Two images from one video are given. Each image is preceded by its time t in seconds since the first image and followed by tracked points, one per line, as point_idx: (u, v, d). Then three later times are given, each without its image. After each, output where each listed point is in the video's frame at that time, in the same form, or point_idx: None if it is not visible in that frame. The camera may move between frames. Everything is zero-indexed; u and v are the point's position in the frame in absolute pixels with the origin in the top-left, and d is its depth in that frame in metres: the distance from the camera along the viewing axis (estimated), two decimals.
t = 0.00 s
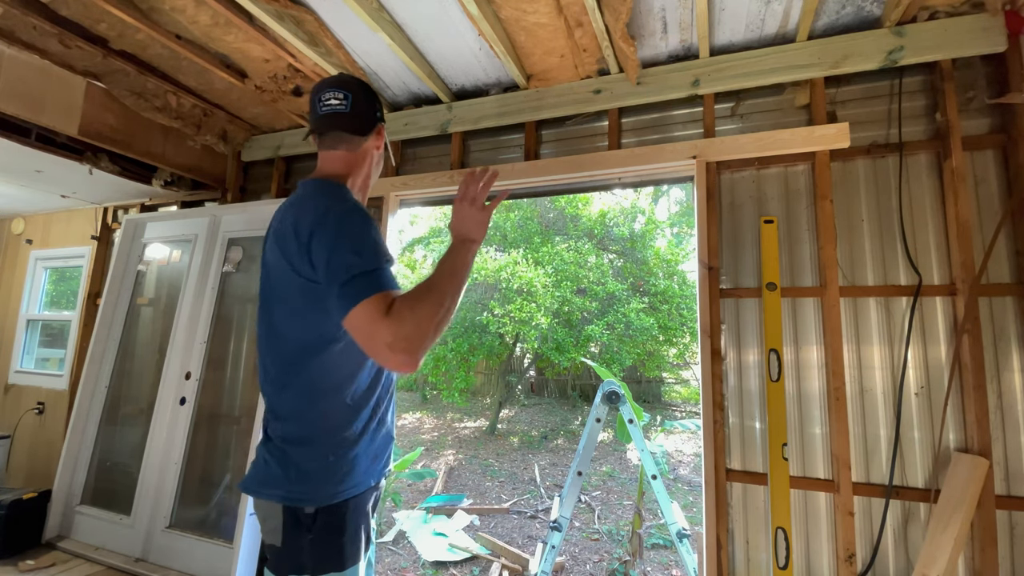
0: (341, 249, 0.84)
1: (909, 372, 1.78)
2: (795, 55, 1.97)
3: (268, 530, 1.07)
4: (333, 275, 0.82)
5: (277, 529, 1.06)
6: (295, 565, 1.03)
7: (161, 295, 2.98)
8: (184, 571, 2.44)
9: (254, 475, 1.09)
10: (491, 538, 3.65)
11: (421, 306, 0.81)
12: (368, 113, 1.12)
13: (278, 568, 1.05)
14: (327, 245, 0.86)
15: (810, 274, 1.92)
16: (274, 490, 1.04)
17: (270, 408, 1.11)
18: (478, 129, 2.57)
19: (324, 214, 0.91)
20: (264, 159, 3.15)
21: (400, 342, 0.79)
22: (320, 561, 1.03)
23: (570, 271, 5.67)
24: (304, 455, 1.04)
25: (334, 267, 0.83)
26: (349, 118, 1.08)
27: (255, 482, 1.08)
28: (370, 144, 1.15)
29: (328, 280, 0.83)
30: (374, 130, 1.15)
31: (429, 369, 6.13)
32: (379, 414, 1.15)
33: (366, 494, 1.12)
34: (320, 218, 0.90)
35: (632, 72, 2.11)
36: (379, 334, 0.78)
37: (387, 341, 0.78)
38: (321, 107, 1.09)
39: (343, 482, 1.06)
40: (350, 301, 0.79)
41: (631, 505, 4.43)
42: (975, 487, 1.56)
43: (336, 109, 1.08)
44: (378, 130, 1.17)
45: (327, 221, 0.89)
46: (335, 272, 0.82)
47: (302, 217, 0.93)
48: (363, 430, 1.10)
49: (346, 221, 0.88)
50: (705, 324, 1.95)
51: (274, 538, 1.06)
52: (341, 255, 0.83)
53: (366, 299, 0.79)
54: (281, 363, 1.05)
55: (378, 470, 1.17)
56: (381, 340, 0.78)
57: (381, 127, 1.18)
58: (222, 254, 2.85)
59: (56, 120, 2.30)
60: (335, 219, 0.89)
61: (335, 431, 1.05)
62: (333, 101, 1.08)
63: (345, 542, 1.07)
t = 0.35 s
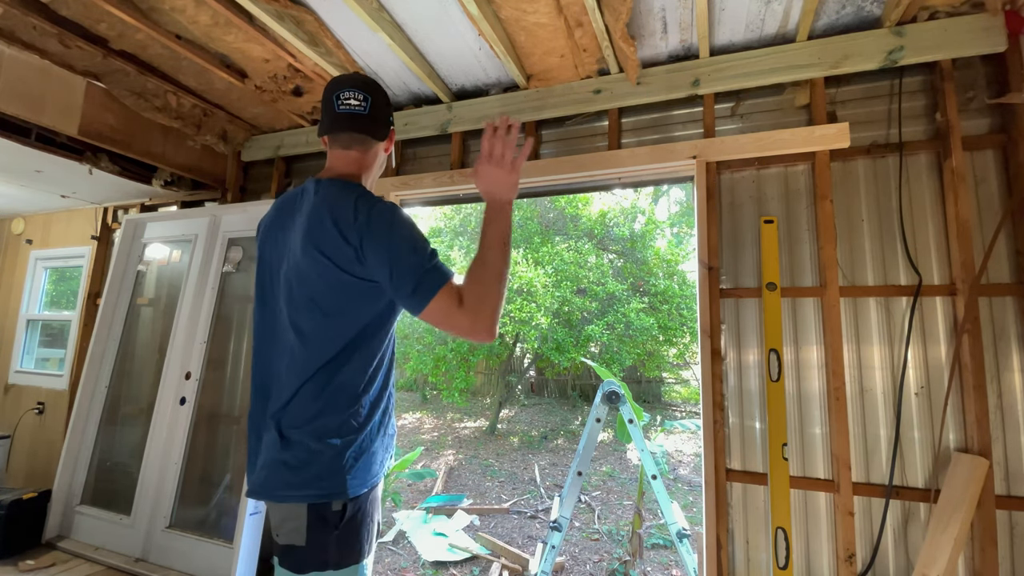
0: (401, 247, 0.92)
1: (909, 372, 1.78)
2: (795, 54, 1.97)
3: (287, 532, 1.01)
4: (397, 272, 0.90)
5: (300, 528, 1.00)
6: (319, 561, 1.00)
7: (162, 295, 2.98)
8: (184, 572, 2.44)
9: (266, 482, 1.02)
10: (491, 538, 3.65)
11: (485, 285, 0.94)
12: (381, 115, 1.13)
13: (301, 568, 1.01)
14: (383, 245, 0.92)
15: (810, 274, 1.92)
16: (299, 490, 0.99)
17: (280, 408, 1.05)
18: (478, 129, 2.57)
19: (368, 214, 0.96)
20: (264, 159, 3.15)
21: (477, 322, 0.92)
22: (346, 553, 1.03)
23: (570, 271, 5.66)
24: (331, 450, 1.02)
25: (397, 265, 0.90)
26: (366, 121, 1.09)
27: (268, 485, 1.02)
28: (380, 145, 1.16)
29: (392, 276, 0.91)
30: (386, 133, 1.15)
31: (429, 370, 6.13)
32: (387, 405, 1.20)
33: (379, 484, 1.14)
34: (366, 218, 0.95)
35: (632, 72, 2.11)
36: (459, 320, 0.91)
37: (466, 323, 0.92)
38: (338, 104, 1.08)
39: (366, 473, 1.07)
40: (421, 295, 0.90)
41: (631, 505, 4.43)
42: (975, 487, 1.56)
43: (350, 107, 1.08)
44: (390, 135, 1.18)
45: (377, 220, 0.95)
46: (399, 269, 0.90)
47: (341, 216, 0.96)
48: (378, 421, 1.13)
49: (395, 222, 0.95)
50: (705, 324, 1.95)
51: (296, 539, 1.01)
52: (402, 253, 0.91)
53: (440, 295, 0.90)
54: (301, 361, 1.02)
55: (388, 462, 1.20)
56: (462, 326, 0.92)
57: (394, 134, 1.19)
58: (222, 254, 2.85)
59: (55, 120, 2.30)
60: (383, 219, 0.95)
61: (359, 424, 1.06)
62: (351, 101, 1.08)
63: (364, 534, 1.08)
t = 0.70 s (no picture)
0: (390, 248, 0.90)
1: (909, 372, 1.78)
2: (795, 54, 1.97)
3: (282, 529, 1.01)
4: (387, 272, 0.89)
5: (296, 526, 1.00)
6: (314, 560, 1.00)
7: (162, 295, 2.98)
8: (184, 571, 2.44)
9: (263, 480, 1.03)
10: (492, 538, 3.65)
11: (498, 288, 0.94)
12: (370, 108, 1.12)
13: (296, 566, 1.01)
14: (373, 246, 0.90)
15: (810, 274, 1.92)
16: (295, 488, 0.99)
17: (280, 408, 1.06)
18: (478, 129, 2.57)
19: (359, 215, 0.95)
20: (264, 159, 3.15)
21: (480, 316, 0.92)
22: (341, 551, 1.03)
23: (570, 271, 5.66)
24: (328, 449, 1.02)
25: (387, 265, 0.89)
26: (350, 116, 1.10)
27: (264, 483, 1.02)
28: (371, 140, 1.15)
29: (381, 278, 0.89)
30: (377, 127, 1.15)
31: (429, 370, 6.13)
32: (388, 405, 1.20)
33: (376, 483, 1.14)
34: (356, 218, 0.94)
35: (632, 72, 2.11)
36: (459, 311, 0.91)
37: (471, 317, 0.91)
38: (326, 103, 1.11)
39: (362, 472, 1.07)
40: (412, 296, 0.88)
41: (631, 505, 4.43)
42: (975, 487, 1.56)
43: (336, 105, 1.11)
44: (384, 128, 1.17)
45: (367, 221, 0.94)
46: (389, 270, 0.88)
47: (332, 218, 0.96)
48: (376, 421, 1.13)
49: (385, 221, 0.94)
50: (705, 324, 1.95)
51: (291, 536, 1.01)
52: (393, 253, 0.90)
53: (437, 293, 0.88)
54: (299, 362, 1.03)
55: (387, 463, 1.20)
56: (468, 313, 0.91)
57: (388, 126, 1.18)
58: (222, 254, 2.85)
59: (55, 120, 2.30)
60: (374, 220, 0.94)
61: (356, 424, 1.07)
62: (338, 97, 1.11)
63: (359, 534, 1.08)
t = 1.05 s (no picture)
0: (342, 261, 0.89)
1: (909, 372, 1.78)
2: (795, 54, 1.97)
3: (280, 526, 1.04)
4: (332, 286, 0.88)
5: (290, 524, 1.02)
6: (307, 559, 1.01)
7: (162, 295, 2.98)
8: (184, 572, 2.44)
9: (261, 477, 1.07)
10: (491, 538, 3.66)
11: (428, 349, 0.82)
12: (319, 114, 1.24)
13: (290, 564, 1.02)
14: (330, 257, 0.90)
15: (810, 274, 1.92)
16: (288, 486, 1.02)
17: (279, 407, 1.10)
18: (478, 129, 2.57)
19: (327, 222, 0.95)
20: (264, 159, 3.15)
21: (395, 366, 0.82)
22: (335, 552, 1.03)
23: (570, 271, 5.67)
24: (319, 449, 1.03)
25: (335, 278, 0.88)
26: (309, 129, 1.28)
27: (263, 479, 1.05)
28: (331, 139, 1.22)
29: (328, 293, 0.88)
30: (329, 126, 1.22)
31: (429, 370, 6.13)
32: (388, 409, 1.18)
33: (373, 485, 1.12)
34: (323, 227, 0.94)
35: (632, 72, 2.11)
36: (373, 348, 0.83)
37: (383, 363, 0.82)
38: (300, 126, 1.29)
39: (355, 475, 1.07)
40: (347, 316, 0.85)
41: (631, 505, 4.43)
42: (974, 487, 1.56)
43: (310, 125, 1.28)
44: (335, 122, 1.21)
45: (336, 230, 0.93)
46: (336, 285, 0.87)
47: (306, 225, 0.97)
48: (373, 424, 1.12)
49: (349, 230, 0.93)
50: (705, 323, 1.95)
51: (285, 533, 1.03)
52: (344, 268, 0.88)
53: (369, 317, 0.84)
54: (291, 363, 1.07)
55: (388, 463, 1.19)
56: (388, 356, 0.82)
57: (338, 117, 1.21)
58: (222, 254, 2.85)
59: (55, 120, 2.30)
60: (339, 229, 0.93)
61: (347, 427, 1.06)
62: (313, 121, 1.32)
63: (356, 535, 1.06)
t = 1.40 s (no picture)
0: (280, 252, 0.91)
1: (909, 372, 1.78)
2: (795, 55, 1.97)
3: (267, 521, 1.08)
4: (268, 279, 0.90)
5: (273, 519, 1.06)
6: (287, 557, 1.03)
7: (161, 295, 2.98)
8: (183, 571, 2.44)
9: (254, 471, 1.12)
10: (491, 538, 3.65)
11: (318, 359, 0.78)
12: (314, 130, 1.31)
13: (274, 559, 1.05)
14: (274, 250, 0.93)
15: (810, 274, 1.92)
16: (270, 482, 1.06)
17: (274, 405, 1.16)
18: (478, 129, 2.57)
19: (286, 219, 0.99)
20: (264, 159, 3.15)
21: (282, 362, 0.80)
22: (313, 554, 1.02)
23: (570, 271, 5.67)
24: (297, 450, 1.06)
25: (271, 271, 0.90)
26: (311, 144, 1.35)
27: (256, 473, 1.11)
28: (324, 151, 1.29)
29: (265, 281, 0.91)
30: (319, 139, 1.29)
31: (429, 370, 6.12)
32: (377, 414, 1.15)
33: (358, 490, 1.11)
34: (280, 225, 0.98)
35: (632, 72, 2.11)
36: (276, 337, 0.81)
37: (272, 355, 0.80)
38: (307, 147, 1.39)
39: (333, 478, 1.06)
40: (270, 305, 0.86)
41: (631, 505, 4.43)
42: (974, 487, 1.56)
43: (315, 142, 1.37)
44: (321, 132, 1.27)
45: (289, 227, 0.96)
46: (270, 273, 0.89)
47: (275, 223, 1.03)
48: (358, 429, 1.10)
49: (299, 225, 0.95)
50: (705, 323, 1.95)
51: (269, 529, 1.07)
52: (280, 258, 0.90)
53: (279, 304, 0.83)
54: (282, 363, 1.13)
55: (379, 468, 1.16)
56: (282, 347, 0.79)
57: (322, 126, 1.27)
58: (222, 254, 2.85)
59: (55, 120, 2.30)
60: (290, 225, 0.96)
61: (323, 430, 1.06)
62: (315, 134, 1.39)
63: (337, 540, 1.05)
